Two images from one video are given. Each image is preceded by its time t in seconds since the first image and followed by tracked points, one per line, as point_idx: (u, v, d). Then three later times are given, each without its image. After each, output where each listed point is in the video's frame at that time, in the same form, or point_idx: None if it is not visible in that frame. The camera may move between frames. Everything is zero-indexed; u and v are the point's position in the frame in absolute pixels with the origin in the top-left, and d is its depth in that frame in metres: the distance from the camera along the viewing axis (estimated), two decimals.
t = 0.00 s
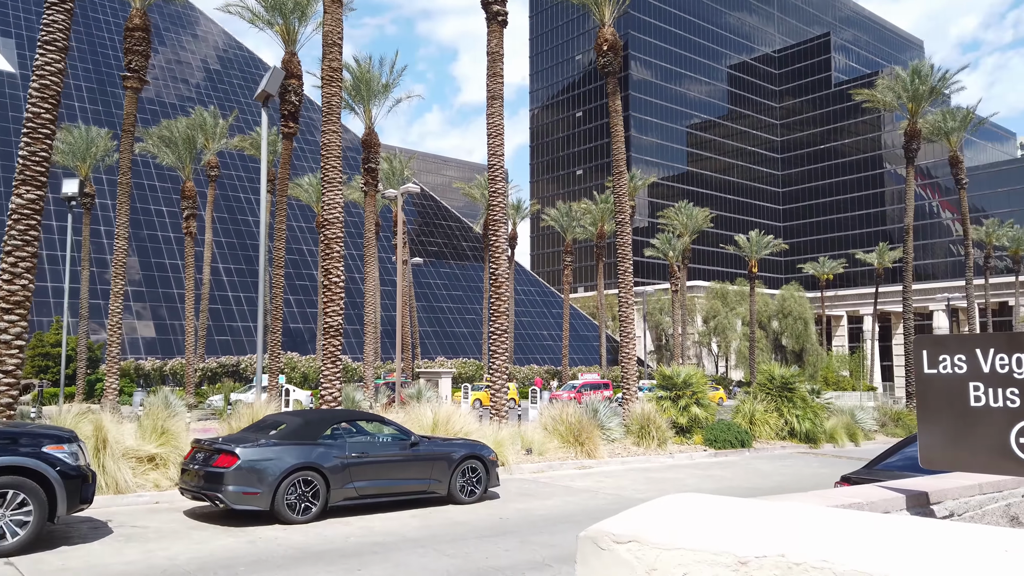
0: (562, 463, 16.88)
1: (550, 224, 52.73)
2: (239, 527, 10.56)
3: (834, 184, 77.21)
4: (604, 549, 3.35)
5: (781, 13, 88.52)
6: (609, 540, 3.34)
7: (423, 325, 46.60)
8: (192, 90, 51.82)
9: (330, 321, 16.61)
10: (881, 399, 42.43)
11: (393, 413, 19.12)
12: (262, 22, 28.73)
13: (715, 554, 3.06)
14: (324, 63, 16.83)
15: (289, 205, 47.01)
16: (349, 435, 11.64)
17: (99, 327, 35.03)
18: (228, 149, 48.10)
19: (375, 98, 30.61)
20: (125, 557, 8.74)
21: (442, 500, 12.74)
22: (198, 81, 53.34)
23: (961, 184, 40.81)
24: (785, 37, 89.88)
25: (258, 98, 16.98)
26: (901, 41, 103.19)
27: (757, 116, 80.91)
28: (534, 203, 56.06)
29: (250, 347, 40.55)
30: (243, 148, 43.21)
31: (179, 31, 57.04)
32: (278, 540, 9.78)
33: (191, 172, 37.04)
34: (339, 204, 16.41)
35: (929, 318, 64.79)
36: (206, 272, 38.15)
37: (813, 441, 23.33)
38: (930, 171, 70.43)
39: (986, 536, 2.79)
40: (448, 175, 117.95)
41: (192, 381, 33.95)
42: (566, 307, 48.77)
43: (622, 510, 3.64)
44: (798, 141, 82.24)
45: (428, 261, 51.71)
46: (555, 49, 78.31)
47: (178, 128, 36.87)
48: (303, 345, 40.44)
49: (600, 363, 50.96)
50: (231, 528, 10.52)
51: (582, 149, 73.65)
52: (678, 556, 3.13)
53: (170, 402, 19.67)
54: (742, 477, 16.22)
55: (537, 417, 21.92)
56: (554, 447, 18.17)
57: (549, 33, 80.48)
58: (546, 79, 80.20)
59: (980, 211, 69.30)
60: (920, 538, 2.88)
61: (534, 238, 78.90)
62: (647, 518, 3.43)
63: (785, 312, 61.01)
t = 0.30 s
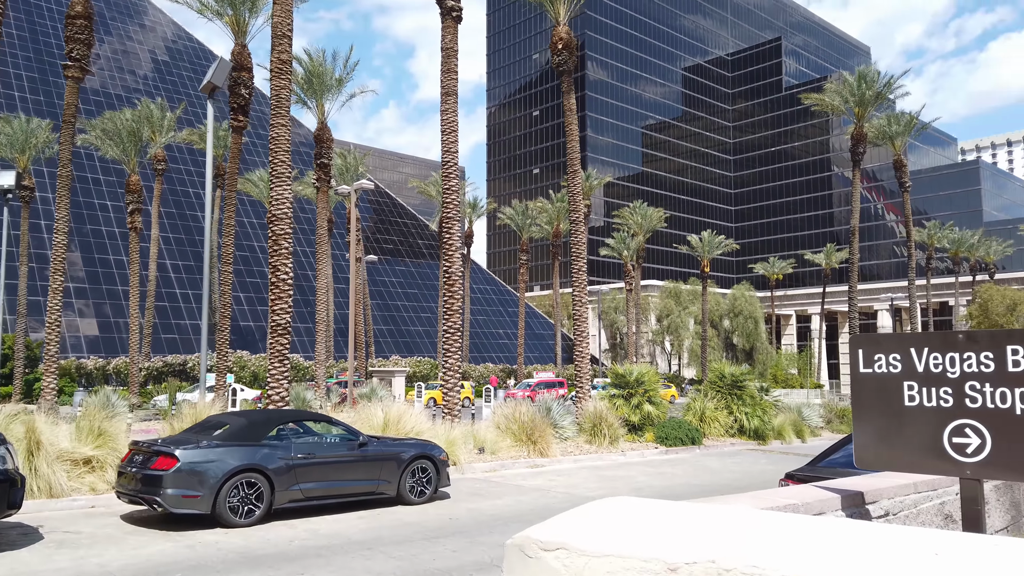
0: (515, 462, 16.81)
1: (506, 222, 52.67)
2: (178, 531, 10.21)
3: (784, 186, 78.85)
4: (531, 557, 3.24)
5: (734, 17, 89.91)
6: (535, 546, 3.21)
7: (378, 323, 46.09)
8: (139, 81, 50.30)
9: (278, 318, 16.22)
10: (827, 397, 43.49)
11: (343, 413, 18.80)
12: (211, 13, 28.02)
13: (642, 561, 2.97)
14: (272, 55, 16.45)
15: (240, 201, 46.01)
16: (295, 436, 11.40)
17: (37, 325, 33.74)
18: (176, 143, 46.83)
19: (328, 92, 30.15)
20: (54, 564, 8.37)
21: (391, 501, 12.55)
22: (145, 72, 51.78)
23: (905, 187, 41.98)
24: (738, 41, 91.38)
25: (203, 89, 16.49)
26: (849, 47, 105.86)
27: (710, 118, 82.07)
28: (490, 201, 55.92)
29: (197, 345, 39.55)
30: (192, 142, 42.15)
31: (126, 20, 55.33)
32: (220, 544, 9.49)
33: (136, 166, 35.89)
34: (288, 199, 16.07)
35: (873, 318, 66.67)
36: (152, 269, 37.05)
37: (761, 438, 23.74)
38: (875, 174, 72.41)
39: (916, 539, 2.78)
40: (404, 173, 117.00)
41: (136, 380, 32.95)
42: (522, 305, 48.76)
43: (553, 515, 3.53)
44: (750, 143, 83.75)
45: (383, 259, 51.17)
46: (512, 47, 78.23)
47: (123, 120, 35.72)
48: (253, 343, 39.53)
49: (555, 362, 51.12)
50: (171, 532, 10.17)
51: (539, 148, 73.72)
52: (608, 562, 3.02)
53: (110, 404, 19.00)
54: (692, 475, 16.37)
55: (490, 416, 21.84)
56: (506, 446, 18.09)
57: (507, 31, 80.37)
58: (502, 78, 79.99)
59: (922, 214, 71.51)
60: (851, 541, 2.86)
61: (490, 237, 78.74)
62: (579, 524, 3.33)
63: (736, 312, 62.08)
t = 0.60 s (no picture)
0: (452, 464, 16.67)
1: (448, 222, 52.40)
2: (95, 539, 9.78)
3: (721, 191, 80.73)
4: (431, 564, 3.16)
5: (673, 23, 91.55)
6: (436, 553, 3.15)
7: (316, 323, 45.24)
8: (64, 70, 48.21)
9: (207, 318, 15.70)
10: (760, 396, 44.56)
11: (276, 416, 18.35)
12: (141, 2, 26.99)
13: (543, 566, 2.93)
14: (202, 46, 15.94)
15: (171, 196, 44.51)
16: (221, 440, 11.04)
17: None
18: (103, 136, 45.02)
19: (264, 86, 29.42)
20: None
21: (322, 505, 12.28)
22: (71, 61, 49.64)
23: (834, 193, 43.34)
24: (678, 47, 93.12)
25: (128, 79, 15.85)
26: (783, 56, 108.97)
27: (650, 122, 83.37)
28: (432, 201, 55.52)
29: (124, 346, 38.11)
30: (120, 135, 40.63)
31: (51, 7, 52.99)
32: (138, 553, 9.11)
33: (60, 159, 34.34)
34: (218, 195, 15.59)
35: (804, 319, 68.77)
36: (76, 267, 35.52)
37: (696, 436, 24.19)
38: (807, 180, 74.68)
39: (814, 537, 2.82)
40: (345, 171, 115.35)
41: (57, 382, 31.50)
42: (462, 305, 48.52)
43: (466, 517, 3.48)
44: (688, 148, 85.43)
45: (322, 258, 50.27)
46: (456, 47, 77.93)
47: (46, 111, 34.14)
48: (183, 343, 38.27)
49: (496, 362, 51.05)
50: (87, 541, 9.72)
51: (481, 148, 73.59)
52: (510, 567, 2.99)
53: (27, 406, 18.10)
54: (628, 474, 16.52)
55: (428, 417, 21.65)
56: (443, 448, 17.93)
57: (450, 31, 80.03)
58: (445, 77, 79.54)
59: (851, 219, 74.16)
60: (752, 541, 2.90)
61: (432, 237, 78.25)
62: (482, 529, 3.27)
63: (674, 313, 63.19)
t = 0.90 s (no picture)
0: (393, 466, 16.41)
1: (394, 223, 51.89)
2: (12, 550, 9.32)
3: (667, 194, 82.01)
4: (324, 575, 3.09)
5: (621, 29, 92.63)
6: (336, 563, 3.05)
7: (257, 324, 44.24)
8: None
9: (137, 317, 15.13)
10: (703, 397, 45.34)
11: (211, 419, 17.81)
12: None
13: (443, 572, 2.86)
14: (133, 37, 15.39)
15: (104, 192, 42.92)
16: (149, 444, 10.69)
17: None
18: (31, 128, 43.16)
19: (203, 81, 28.69)
20: None
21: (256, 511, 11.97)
22: None
23: (774, 198, 44.38)
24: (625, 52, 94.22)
25: (54, 69, 15.21)
26: (726, 63, 111.30)
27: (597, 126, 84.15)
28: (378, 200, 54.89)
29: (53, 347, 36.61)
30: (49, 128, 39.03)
31: None
32: (58, 563, 8.71)
33: None
34: (149, 191, 15.09)
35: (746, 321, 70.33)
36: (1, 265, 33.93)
37: (639, 436, 24.49)
38: (748, 185, 76.32)
39: (714, 539, 2.82)
40: (290, 168, 113.27)
41: None
42: (409, 306, 48.07)
43: (371, 522, 3.40)
44: (635, 151, 86.51)
45: (265, 258, 49.22)
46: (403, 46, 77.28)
47: None
48: (116, 343, 36.94)
49: (443, 363, 50.73)
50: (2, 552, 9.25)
51: (429, 148, 73.09)
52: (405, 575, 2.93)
53: None
54: (570, 475, 16.57)
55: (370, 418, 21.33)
56: (385, 450, 17.60)
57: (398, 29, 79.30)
58: (393, 76, 78.80)
59: (791, 224, 76.15)
60: (651, 545, 2.88)
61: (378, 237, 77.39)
62: (384, 536, 3.19)
63: (620, 314, 63.90)
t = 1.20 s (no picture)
0: (341, 468, 16.09)
1: (349, 222, 51.27)
2: None
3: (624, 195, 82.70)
4: None
5: (578, 30, 93.13)
6: (223, 571, 2.90)
7: (208, 323, 43.29)
8: None
9: (73, 318, 14.60)
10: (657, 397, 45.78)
11: (152, 422, 17.31)
12: None
13: None
14: (69, 26, 14.87)
15: (43, 187, 41.42)
16: (82, 447, 10.32)
17: None
18: None
19: (148, 74, 27.90)
20: None
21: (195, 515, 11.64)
22: None
23: (727, 200, 44.92)
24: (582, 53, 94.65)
25: None
26: (682, 66, 112.67)
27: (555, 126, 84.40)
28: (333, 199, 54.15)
29: None
30: None
31: None
32: None
33: None
34: (85, 185, 14.61)
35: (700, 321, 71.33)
36: None
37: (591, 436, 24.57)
38: (703, 187, 77.37)
39: (602, 545, 2.72)
40: (243, 166, 111.13)
41: None
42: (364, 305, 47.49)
43: (262, 529, 3.34)
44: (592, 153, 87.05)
45: (216, 256, 48.12)
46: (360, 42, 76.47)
47: None
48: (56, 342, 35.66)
49: (398, 364, 50.29)
50: None
51: (386, 146, 72.40)
52: None
53: None
54: (519, 475, 16.50)
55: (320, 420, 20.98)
56: (333, 452, 17.21)
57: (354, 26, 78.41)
58: (349, 73, 77.84)
59: (744, 225, 77.50)
60: (539, 551, 2.78)
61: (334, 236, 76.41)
62: (266, 548, 3.05)
63: (576, 314, 64.27)
